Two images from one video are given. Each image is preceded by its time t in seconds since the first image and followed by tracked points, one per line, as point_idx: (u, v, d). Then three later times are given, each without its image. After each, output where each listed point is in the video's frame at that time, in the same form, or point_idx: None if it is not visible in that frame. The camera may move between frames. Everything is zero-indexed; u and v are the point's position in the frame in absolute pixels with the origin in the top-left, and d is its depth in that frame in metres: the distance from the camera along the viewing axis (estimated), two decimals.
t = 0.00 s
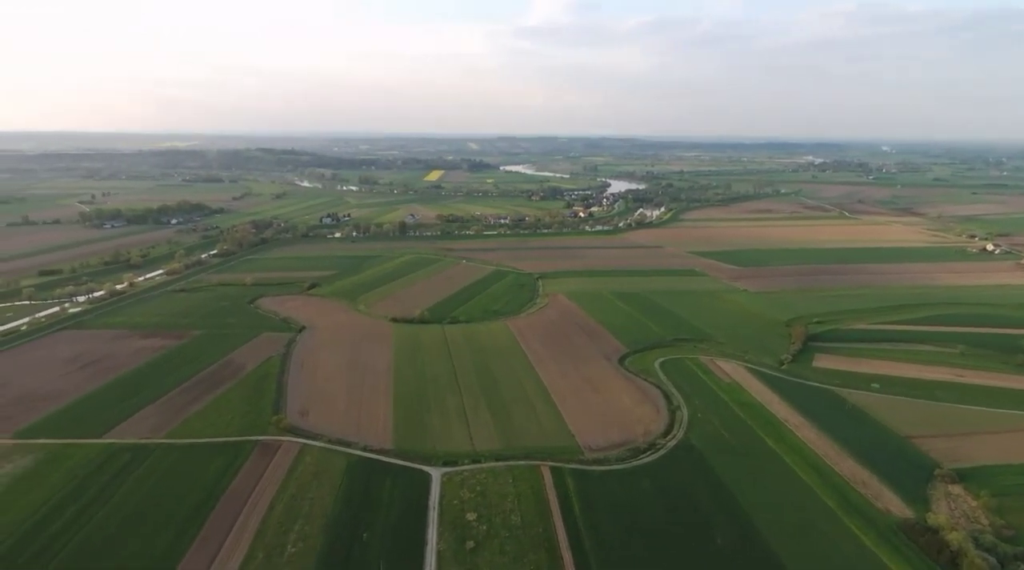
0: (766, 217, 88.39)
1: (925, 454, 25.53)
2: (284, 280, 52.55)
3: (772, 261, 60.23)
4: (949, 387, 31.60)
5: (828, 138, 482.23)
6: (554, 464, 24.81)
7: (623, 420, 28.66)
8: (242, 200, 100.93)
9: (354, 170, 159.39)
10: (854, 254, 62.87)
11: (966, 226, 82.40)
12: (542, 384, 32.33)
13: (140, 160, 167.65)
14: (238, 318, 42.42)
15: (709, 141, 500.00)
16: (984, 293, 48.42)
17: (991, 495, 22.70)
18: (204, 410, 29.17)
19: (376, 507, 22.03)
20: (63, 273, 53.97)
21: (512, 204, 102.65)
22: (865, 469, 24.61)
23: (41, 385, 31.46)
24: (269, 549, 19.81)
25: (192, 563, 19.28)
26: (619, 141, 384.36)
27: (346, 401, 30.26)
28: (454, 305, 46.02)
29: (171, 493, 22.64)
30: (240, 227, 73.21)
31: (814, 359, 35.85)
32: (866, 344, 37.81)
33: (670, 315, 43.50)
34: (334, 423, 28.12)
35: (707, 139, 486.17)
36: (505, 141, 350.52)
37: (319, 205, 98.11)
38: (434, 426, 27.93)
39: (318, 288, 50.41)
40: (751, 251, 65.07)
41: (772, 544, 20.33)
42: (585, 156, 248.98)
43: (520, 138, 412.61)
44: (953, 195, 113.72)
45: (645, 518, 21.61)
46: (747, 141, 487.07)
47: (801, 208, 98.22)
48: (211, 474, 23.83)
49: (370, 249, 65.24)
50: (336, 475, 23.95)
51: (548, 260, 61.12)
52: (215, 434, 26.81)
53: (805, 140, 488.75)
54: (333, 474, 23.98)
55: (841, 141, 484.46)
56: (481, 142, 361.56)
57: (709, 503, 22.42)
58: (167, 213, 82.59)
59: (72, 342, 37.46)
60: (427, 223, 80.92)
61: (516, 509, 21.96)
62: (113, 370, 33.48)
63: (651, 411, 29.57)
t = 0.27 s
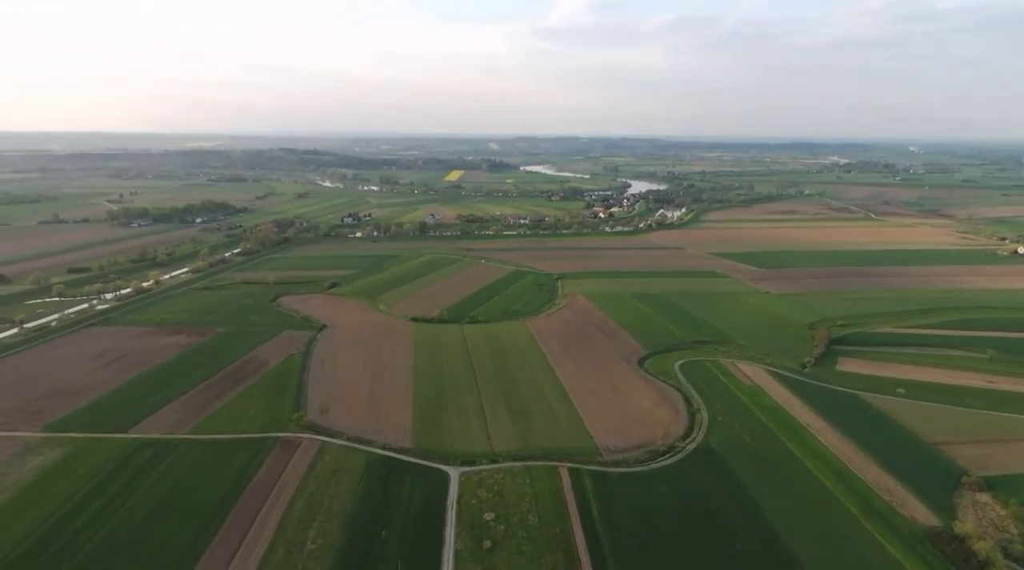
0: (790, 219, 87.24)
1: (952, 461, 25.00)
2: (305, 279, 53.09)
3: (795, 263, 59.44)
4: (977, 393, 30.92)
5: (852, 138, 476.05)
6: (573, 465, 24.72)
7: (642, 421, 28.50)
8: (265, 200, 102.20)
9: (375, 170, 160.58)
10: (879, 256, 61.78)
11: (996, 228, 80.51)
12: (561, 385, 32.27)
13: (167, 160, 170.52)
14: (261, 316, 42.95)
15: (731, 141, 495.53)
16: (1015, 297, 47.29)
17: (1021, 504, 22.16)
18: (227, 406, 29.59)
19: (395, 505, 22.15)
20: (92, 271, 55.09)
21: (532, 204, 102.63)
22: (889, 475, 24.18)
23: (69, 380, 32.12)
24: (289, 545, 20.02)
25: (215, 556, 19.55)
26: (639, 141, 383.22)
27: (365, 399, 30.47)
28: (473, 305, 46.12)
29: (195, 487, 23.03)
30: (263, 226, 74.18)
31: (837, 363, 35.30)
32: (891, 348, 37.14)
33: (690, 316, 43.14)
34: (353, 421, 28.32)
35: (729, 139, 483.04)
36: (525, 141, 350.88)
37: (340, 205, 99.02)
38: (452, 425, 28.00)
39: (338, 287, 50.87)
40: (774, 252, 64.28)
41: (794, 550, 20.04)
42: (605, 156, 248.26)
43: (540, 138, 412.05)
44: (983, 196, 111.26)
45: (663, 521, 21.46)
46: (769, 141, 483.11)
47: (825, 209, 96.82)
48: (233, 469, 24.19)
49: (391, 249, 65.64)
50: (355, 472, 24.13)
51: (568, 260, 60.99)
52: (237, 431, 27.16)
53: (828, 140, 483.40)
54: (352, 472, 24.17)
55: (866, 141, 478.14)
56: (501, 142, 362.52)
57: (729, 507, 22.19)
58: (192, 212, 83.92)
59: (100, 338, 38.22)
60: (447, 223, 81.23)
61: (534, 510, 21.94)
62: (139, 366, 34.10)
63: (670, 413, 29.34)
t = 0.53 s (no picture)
0: (813, 220, 86.07)
1: (979, 469, 24.45)
2: (326, 278, 53.59)
3: (819, 265, 58.61)
4: (1007, 399, 30.20)
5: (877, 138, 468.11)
6: (591, 467, 24.64)
7: (662, 424, 28.30)
8: (288, 200, 103.42)
9: (396, 170, 161.60)
10: (906, 259, 60.66)
11: None
12: (580, 386, 32.20)
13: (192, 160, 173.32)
14: (282, 314, 43.44)
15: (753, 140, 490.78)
16: None
17: None
18: (249, 403, 29.96)
19: (413, 503, 22.30)
20: (119, 269, 56.19)
21: (552, 204, 102.51)
22: (914, 481, 23.74)
23: (97, 375, 32.80)
24: (309, 541, 20.22)
25: (236, 551, 19.83)
26: (659, 141, 381.31)
27: (385, 398, 30.69)
28: (492, 305, 46.20)
29: (218, 481, 23.44)
30: (285, 225, 75.05)
31: (861, 367, 34.72)
32: (917, 353, 36.44)
33: (711, 318, 42.76)
34: (373, 419, 28.54)
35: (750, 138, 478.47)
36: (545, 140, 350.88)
37: (361, 205, 99.83)
38: (471, 425, 28.07)
39: (359, 286, 51.30)
40: (796, 254, 63.46)
41: (815, 555, 19.78)
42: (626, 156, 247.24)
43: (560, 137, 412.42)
44: (1014, 198, 108.71)
45: (682, 524, 21.31)
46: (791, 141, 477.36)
47: (850, 210, 95.33)
48: (255, 465, 24.58)
49: (410, 248, 65.98)
50: (374, 470, 24.31)
51: (587, 261, 60.81)
52: (259, 428, 27.53)
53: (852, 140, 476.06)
54: (371, 470, 24.36)
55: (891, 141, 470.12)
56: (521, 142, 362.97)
57: (749, 511, 21.97)
58: (217, 211, 85.22)
59: (127, 335, 38.98)
60: (467, 223, 81.56)
61: (552, 510, 21.91)
62: (165, 363, 34.71)
63: (690, 416, 29.12)
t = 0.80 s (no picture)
0: (836, 222, 84.83)
1: (1006, 477, 23.92)
2: (345, 277, 54.03)
3: (842, 267, 57.75)
4: None
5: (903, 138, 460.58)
6: (607, 468, 24.54)
7: (680, 426, 28.12)
8: (309, 199, 104.48)
9: (415, 170, 162.40)
10: (932, 262, 59.52)
11: None
12: (597, 387, 32.10)
13: (215, 160, 175.72)
14: (302, 313, 43.90)
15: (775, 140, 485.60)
16: None
17: None
18: (269, 400, 30.34)
19: (430, 502, 22.42)
20: (144, 266, 57.20)
21: (571, 205, 102.29)
22: (938, 488, 23.30)
23: (122, 371, 33.40)
24: (327, 537, 20.41)
25: (256, 546, 20.08)
26: (680, 141, 378.95)
27: (403, 397, 30.88)
28: (510, 305, 46.24)
29: (239, 476, 23.79)
30: (306, 225, 75.80)
31: (883, 371, 34.16)
32: (942, 358, 35.75)
33: (731, 320, 42.36)
34: (391, 418, 28.72)
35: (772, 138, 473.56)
36: (564, 140, 350.49)
37: (381, 204, 100.48)
38: (487, 425, 28.13)
39: (378, 286, 51.66)
40: (819, 256, 62.58)
41: (836, 562, 19.51)
42: (645, 156, 246.10)
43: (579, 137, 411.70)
44: None
45: (700, 527, 21.16)
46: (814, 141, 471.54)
47: (874, 212, 93.84)
48: (275, 460, 24.91)
49: (429, 248, 66.26)
50: (391, 469, 24.46)
51: (606, 262, 60.59)
52: (278, 424, 27.86)
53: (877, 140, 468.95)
54: (389, 468, 24.52)
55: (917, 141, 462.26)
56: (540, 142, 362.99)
57: (768, 516, 21.74)
58: (239, 210, 86.37)
59: (151, 331, 39.68)
60: (485, 223, 81.73)
61: (568, 512, 21.88)
62: (187, 359, 35.27)
63: (709, 419, 28.89)
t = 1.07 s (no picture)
0: (861, 223, 83.47)
1: None
2: (365, 277, 54.43)
3: (866, 269, 56.80)
4: None
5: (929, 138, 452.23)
6: (625, 470, 24.41)
7: (699, 429, 27.87)
8: (330, 199, 105.44)
9: (435, 170, 163.09)
10: (959, 264, 58.28)
11: None
12: (615, 388, 31.97)
13: (239, 160, 178.08)
14: (323, 312, 44.30)
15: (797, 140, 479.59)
16: None
17: None
18: (289, 398, 30.66)
19: (447, 501, 22.50)
20: (168, 265, 58.14)
21: (590, 205, 101.98)
22: (965, 496, 22.79)
23: (146, 367, 33.98)
24: (345, 535, 20.57)
25: (275, 541, 20.32)
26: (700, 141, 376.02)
27: (421, 396, 31.02)
28: (528, 305, 46.20)
29: (260, 472, 24.11)
30: (327, 224, 76.48)
31: (909, 376, 33.51)
32: (969, 363, 34.98)
33: (752, 323, 41.88)
34: (409, 417, 28.87)
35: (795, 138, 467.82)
36: (584, 140, 349.49)
37: (400, 204, 101.02)
38: (505, 425, 28.14)
39: (397, 285, 51.96)
40: (843, 258, 61.61)
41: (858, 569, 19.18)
42: (665, 157, 244.60)
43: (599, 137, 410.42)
44: None
45: (719, 531, 20.95)
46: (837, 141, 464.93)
47: (899, 213, 92.17)
48: (295, 457, 25.21)
49: (448, 248, 66.45)
50: (409, 467, 24.58)
51: (625, 263, 60.28)
52: (298, 422, 28.15)
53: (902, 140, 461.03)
54: (407, 467, 24.65)
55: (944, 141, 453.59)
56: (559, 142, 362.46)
57: (789, 521, 21.45)
58: (261, 210, 87.42)
59: (175, 329, 40.33)
60: (505, 223, 81.80)
61: (585, 513, 21.80)
62: (210, 356, 35.78)
63: (728, 422, 28.60)
